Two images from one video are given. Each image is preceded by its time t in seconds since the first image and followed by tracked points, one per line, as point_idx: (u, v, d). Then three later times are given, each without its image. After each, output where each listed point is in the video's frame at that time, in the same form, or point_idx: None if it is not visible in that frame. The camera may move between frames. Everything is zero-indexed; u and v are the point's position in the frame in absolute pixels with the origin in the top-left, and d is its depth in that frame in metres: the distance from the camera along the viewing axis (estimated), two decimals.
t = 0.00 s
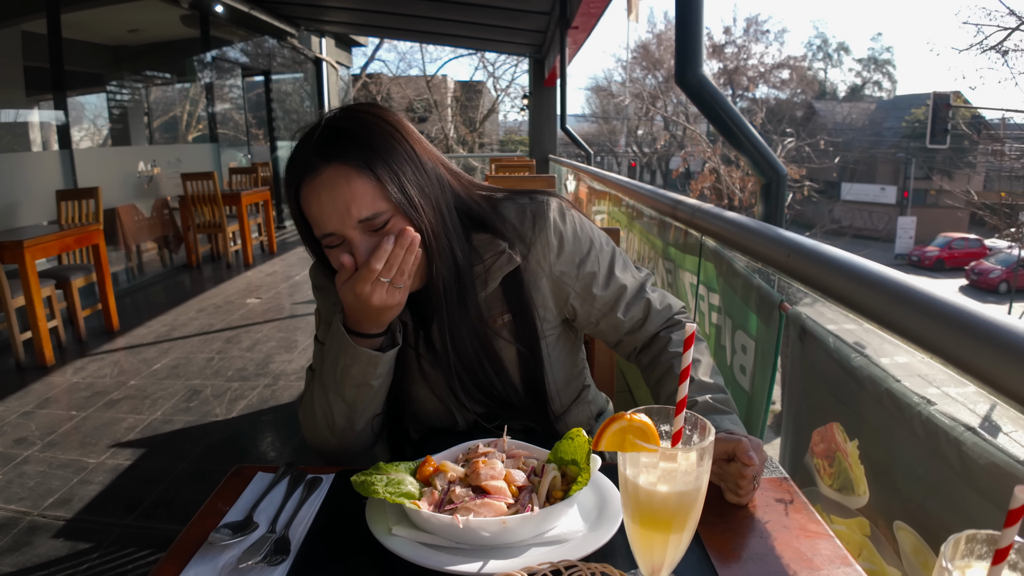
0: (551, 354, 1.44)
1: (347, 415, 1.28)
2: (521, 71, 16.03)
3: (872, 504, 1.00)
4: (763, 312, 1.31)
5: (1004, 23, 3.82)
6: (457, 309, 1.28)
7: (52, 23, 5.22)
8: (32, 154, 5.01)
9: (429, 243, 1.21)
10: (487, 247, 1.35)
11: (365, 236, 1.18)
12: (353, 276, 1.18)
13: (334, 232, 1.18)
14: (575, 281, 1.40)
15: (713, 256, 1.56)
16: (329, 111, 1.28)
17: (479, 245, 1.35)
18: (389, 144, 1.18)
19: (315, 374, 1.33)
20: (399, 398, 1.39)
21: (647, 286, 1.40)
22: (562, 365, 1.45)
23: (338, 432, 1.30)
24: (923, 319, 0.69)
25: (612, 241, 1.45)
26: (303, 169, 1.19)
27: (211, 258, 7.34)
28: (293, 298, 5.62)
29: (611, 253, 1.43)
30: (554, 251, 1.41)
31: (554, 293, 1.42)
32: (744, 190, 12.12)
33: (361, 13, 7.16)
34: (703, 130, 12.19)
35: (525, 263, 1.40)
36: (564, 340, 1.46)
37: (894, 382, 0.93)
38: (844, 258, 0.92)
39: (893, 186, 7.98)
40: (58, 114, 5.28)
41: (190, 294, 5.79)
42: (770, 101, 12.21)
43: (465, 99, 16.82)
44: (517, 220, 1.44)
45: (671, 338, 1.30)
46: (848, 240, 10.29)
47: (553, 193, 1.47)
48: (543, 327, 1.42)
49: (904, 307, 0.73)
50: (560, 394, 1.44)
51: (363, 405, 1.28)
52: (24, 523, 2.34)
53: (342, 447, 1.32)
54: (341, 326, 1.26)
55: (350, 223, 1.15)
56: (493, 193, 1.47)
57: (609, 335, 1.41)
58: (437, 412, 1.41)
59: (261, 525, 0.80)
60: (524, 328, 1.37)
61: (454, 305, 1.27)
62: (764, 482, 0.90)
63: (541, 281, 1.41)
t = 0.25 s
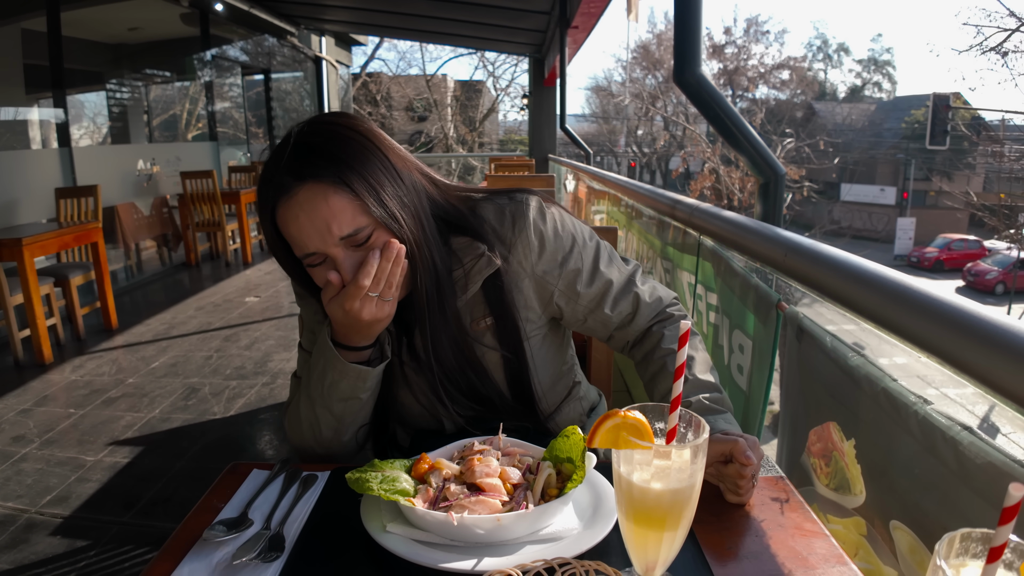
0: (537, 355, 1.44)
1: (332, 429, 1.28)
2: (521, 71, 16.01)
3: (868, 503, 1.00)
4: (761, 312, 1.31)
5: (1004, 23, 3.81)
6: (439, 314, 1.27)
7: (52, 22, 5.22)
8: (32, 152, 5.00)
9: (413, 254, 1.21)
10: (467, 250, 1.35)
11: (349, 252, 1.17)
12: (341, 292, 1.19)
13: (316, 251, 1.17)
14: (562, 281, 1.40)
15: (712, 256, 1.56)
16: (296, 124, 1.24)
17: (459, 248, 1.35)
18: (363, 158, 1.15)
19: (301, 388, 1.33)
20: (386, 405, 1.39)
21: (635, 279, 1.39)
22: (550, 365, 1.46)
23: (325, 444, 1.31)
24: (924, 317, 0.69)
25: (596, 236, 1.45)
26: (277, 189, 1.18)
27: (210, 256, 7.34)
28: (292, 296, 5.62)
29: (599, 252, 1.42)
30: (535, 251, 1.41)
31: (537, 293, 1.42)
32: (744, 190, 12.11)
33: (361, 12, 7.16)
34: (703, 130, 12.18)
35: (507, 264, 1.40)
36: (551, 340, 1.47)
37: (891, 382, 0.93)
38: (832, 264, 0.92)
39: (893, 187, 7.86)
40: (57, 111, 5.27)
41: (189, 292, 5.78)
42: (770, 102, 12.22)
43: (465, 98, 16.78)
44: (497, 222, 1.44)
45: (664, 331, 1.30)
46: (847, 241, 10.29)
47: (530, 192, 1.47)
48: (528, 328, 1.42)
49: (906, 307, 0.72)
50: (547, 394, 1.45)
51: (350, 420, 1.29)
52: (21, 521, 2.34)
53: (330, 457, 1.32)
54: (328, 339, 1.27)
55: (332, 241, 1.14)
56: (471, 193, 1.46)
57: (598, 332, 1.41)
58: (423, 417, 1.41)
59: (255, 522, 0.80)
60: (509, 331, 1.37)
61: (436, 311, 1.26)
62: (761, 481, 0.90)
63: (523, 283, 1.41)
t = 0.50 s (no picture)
0: (536, 355, 1.44)
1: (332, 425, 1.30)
2: (522, 71, 15.99)
3: (869, 505, 1.00)
4: (762, 312, 1.31)
5: (1004, 25, 3.82)
6: (434, 315, 1.27)
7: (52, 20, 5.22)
8: (32, 150, 5.00)
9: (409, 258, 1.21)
10: (460, 251, 1.34)
11: (345, 261, 1.18)
12: (341, 301, 1.20)
13: (313, 264, 1.17)
14: (562, 280, 1.40)
15: (712, 256, 1.56)
16: (281, 134, 1.22)
17: (453, 249, 1.35)
18: (352, 167, 1.14)
19: (303, 390, 1.35)
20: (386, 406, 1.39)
21: (638, 276, 1.39)
22: (550, 365, 1.46)
23: (327, 441, 1.32)
24: (922, 318, 0.69)
25: (596, 234, 1.44)
26: (268, 205, 1.17)
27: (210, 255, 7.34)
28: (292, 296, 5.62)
29: (598, 253, 1.42)
30: (532, 252, 1.41)
31: (535, 294, 1.42)
32: (744, 190, 12.11)
33: (362, 11, 7.15)
34: (703, 130, 12.19)
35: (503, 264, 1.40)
36: (551, 341, 1.47)
37: (891, 383, 0.93)
38: (829, 268, 0.92)
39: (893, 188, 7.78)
40: (57, 110, 5.27)
41: (189, 291, 5.78)
42: (770, 102, 12.24)
43: (465, 98, 16.74)
44: (494, 222, 1.44)
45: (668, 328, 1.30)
46: (847, 242, 10.28)
47: (528, 191, 1.46)
48: (527, 329, 1.42)
49: (908, 308, 0.72)
50: (545, 397, 1.45)
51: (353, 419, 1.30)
52: (21, 520, 2.34)
53: (332, 454, 1.34)
54: (329, 340, 1.28)
55: (328, 252, 1.14)
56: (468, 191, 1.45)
57: (602, 331, 1.41)
58: (420, 418, 1.41)
59: (257, 522, 0.80)
60: (506, 331, 1.37)
61: (430, 311, 1.26)
62: (762, 481, 0.90)
63: (520, 284, 1.42)
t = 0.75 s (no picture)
0: (540, 354, 1.43)
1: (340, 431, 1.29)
2: (522, 70, 15.95)
3: (872, 502, 1.00)
4: (764, 310, 1.30)
5: (1005, 25, 3.83)
6: (442, 318, 1.27)
7: (52, 18, 5.20)
8: (32, 147, 4.99)
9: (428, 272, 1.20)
10: (471, 254, 1.34)
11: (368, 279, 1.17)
12: (365, 318, 1.21)
13: (336, 284, 1.16)
14: (565, 278, 1.39)
15: (713, 254, 1.56)
16: (292, 155, 1.19)
17: (463, 253, 1.34)
18: (373, 188, 1.12)
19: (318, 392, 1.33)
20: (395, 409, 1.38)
21: (643, 276, 1.37)
22: (552, 362, 1.44)
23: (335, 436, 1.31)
24: (925, 314, 0.69)
25: (602, 233, 1.44)
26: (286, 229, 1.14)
27: (209, 253, 7.34)
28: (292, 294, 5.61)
29: (599, 250, 1.41)
30: (537, 251, 1.41)
31: (541, 294, 1.42)
32: (744, 190, 12.08)
33: (363, 10, 7.14)
34: (704, 130, 12.18)
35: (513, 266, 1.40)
36: (554, 339, 1.46)
37: (895, 380, 0.92)
38: (831, 266, 0.91)
39: (894, 188, 7.73)
40: (57, 108, 5.26)
41: (188, 289, 5.78)
42: (770, 103, 12.26)
43: (466, 97, 16.71)
44: (501, 222, 1.43)
45: (672, 325, 1.29)
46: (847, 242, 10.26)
47: (535, 193, 1.47)
48: (532, 328, 1.42)
49: (914, 305, 0.71)
50: (548, 394, 1.44)
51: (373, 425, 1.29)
52: (19, 516, 2.33)
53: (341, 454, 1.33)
54: (346, 351, 1.29)
55: (352, 273, 1.13)
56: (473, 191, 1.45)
57: (607, 330, 1.40)
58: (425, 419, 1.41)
59: (254, 517, 0.79)
60: (509, 330, 1.37)
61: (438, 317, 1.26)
62: (765, 478, 0.89)
63: (526, 283, 1.41)
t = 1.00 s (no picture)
0: (536, 356, 1.42)
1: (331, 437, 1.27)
2: (523, 69, 15.91)
3: (871, 507, 0.99)
4: (763, 311, 1.28)
5: (1006, 26, 3.80)
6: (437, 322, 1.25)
7: (52, 15, 5.18)
8: (31, 145, 4.98)
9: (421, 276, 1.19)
10: (466, 258, 1.33)
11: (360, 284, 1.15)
12: (357, 324, 1.19)
13: (328, 290, 1.15)
14: (562, 279, 1.38)
15: (712, 255, 1.54)
16: (284, 157, 1.18)
17: (458, 256, 1.33)
18: (364, 192, 1.10)
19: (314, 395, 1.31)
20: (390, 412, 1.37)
21: (641, 277, 1.36)
22: (547, 364, 1.43)
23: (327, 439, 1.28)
24: (925, 316, 0.67)
25: (600, 233, 1.42)
26: (276, 235, 1.13)
27: (208, 251, 7.32)
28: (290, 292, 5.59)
29: (595, 249, 1.40)
30: (533, 254, 1.39)
31: (537, 297, 1.40)
32: (745, 190, 12.06)
33: (363, 8, 7.12)
34: (705, 129, 12.16)
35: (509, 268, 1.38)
36: (551, 342, 1.44)
37: (895, 383, 0.91)
38: (832, 267, 0.89)
39: (894, 188, 7.70)
40: (57, 106, 5.25)
41: (187, 287, 5.76)
42: (771, 102, 12.25)
43: (466, 95, 16.67)
44: (496, 224, 1.42)
45: (670, 327, 1.28)
46: (847, 242, 10.24)
47: (531, 192, 1.45)
48: (528, 331, 1.40)
49: (913, 308, 0.70)
50: (544, 398, 1.42)
51: (366, 431, 1.28)
52: (14, 516, 2.32)
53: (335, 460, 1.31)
54: (339, 356, 1.28)
55: (343, 278, 1.12)
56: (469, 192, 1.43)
57: (604, 332, 1.38)
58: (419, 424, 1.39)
59: (243, 522, 0.78)
60: (504, 332, 1.35)
61: (436, 322, 1.24)
62: (763, 484, 0.88)
63: (523, 286, 1.39)
